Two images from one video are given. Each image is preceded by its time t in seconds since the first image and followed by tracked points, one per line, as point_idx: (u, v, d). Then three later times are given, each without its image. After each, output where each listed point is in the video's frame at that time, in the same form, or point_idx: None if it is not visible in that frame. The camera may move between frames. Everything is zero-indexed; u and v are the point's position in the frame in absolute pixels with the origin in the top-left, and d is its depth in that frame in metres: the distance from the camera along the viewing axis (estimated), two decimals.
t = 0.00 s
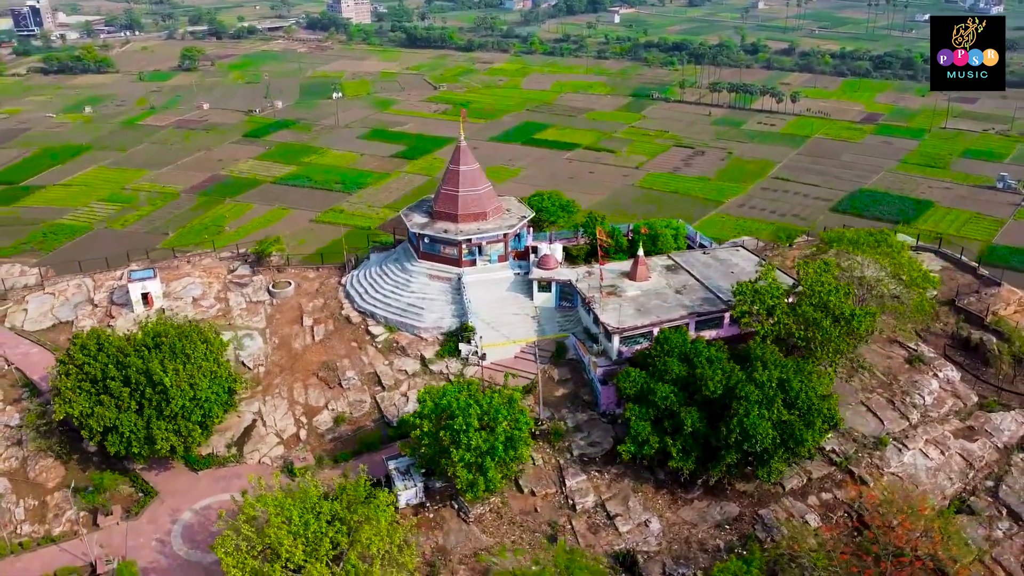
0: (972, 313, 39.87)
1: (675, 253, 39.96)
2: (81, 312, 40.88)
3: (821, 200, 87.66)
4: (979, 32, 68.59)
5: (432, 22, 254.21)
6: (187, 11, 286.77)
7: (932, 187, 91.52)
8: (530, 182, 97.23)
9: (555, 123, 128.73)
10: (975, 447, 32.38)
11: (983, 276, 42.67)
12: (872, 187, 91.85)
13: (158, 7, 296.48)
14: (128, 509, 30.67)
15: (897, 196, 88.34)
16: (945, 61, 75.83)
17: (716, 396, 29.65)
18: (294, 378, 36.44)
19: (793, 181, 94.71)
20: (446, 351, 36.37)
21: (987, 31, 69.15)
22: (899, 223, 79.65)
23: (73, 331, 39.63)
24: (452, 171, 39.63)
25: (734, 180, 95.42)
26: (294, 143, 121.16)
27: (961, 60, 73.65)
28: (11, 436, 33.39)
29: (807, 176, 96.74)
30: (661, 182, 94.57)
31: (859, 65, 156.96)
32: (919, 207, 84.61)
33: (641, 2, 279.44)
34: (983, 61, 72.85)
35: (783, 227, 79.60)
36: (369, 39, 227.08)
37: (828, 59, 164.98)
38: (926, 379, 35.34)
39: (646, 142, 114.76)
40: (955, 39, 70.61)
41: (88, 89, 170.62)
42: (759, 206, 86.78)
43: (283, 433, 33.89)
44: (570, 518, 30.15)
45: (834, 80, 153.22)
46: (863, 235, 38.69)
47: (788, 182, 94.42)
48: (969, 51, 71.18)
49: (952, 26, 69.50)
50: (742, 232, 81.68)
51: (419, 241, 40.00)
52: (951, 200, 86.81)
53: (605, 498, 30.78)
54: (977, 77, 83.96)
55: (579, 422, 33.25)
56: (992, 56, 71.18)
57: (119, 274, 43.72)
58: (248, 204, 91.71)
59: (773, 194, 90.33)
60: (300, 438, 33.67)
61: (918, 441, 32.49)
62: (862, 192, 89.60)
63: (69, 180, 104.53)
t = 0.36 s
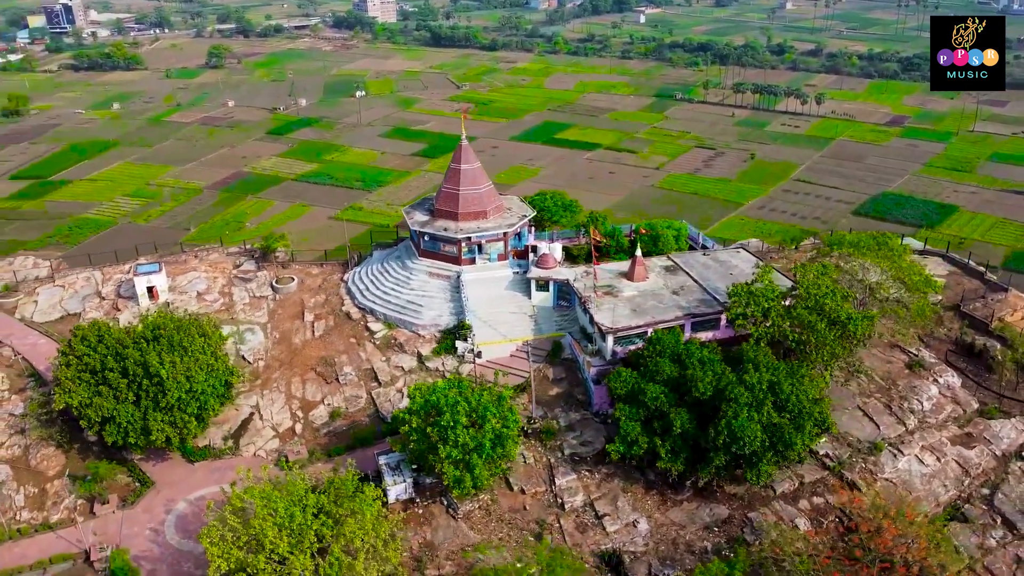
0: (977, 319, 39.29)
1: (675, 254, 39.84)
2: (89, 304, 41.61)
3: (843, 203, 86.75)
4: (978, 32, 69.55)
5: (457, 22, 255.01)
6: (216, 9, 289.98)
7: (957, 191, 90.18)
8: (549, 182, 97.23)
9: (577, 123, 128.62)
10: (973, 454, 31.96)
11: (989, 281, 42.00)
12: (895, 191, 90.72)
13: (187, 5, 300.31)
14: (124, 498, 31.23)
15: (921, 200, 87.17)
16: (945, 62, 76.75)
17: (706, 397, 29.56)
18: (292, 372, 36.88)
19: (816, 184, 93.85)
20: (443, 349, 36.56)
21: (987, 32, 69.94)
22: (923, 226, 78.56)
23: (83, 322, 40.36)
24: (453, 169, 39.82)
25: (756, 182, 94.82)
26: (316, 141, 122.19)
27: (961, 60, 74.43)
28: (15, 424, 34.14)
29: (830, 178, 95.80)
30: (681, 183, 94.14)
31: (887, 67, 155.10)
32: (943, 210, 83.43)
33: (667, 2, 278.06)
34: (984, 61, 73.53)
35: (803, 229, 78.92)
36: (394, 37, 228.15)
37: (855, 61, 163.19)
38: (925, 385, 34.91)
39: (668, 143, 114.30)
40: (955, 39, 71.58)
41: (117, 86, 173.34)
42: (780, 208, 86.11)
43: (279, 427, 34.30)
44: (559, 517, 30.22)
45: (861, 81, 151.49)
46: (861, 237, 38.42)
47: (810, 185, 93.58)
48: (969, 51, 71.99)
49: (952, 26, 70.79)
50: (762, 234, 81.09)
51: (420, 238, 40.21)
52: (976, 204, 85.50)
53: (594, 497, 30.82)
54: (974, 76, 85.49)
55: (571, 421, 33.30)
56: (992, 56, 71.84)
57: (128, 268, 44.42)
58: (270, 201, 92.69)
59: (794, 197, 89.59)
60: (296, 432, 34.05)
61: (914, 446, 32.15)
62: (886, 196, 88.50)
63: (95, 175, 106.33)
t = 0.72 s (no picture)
0: (981, 325, 38.73)
1: (675, 254, 39.73)
2: (97, 297, 42.35)
3: (865, 207, 85.73)
4: (978, 32, 70.79)
5: (483, 21, 255.68)
6: (245, 8, 293.28)
7: (983, 195, 88.71)
8: (568, 182, 97.11)
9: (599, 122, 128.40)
10: (969, 461, 31.56)
11: (997, 286, 41.35)
12: (920, 194, 89.46)
13: (217, 4, 303.91)
14: (121, 488, 31.80)
15: (945, 204, 85.82)
16: (945, 62, 78.08)
17: (696, 399, 29.47)
18: (291, 367, 37.28)
19: (839, 186, 92.88)
20: (439, 346, 36.79)
21: (987, 32, 71.34)
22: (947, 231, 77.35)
23: (93, 314, 41.13)
24: (454, 168, 40.01)
25: (778, 184, 94.10)
26: (339, 139, 123.11)
27: (961, 60, 75.61)
28: (20, 414, 34.94)
29: (854, 181, 94.78)
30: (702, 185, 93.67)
31: (916, 69, 153.07)
32: (967, 215, 82.10)
33: (694, 2, 276.47)
34: (983, 60, 74.88)
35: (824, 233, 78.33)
36: (419, 37, 229.11)
37: (883, 62, 161.24)
38: (925, 391, 34.50)
39: (690, 143, 113.73)
40: (955, 39, 72.77)
41: (146, 83, 176.07)
42: (801, 210, 85.34)
43: (276, 420, 34.69)
44: (547, 515, 30.31)
45: (889, 83, 149.62)
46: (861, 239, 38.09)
47: (833, 187, 92.62)
48: (969, 51, 73.17)
49: (952, 27, 72.02)
50: (781, 236, 80.41)
51: (421, 236, 40.48)
52: (1003, 209, 84.02)
53: (584, 497, 30.84)
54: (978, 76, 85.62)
55: (564, 420, 33.36)
56: (990, 56, 73.24)
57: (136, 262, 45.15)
58: (292, 198, 93.63)
59: (816, 199, 88.76)
60: (292, 425, 34.41)
61: (909, 452, 31.80)
62: (910, 200, 87.27)
63: (122, 171, 108.10)
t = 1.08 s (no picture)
0: (986, 330, 38.21)
1: (675, 256, 39.62)
2: (105, 291, 43.01)
3: (886, 210, 84.74)
4: (978, 32, 70.75)
5: (505, 21, 255.99)
6: (270, 7, 295.82)
7: (1008, 200, 87.27)
8: (585, 182, 96.92)
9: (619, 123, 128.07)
10: (966, 467, 31.21)
11: (1004, 291, 40.72)
12: (943, 198, 88.20)
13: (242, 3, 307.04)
14: (119, 478, 32.32)
15: (968, 208, 84.57)
16: (946, 61, 78.52)
17: (686, 400, 29.39)
18: (290, 362, 37.70)
19: (860, 189, 91.90)
20: (437, 344, 36.99)
21: (987, 32, 71.36)
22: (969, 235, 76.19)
23: (102, 306, 41.81)
24: (455, 167, 40.16)
25: (798, 186, 93.31)
26: (359, 137, 123.84)
27: (961, 60, 76.18)
28: (25, 404, 35.65)
29: (876, 184, 93.74)
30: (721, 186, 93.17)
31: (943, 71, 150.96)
32: (991, 219, 80.76)
33: (719, 2, 274.77)
34: (983, 60, 75.39)
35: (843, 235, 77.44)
36: (442, 36, 229.81)
37: (910, 64, 159.30)
38: (923, 396, 34.17)
39: (710, 144, 113.10)
40: (955, 39, 73.11)
41: (171, 80, 178.17)
42: (821, 213, 84.57)
43: (273, 415, 35.08)
44: (537, 514, 30.39)
45: (914, 85, 147.78)
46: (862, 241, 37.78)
47: (855, 190, 91.63)
48: (969, 51, 73.60)
49: (953, 26, 72.21)
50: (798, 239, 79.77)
51: (421, 234, 40.72)
52: None
53: (574, 496, 30.88)
54: (976, 75, 86.05)
55: (557, 419, 33.48)
56: (991, 55, 73.68)
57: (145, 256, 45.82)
58: (311, 196, 94.39)
59: (836, 202, 87.92)
60: (288, 420, 34.77)
61: (904, 457, 31.52)
62: (933, 203, 86.04)
63: (145, 167, 109.58)
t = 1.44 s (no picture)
0: (989, 335, 37.67)
1: (675, 257, 39.51)
2: (113, 284, 43.66)
3: (908, 213, 83.49)
4: (978, 32, 72.89)
5: (529, 20, 256.16)
6: (297, 6, 298.52)
7: None
8: (604, 183, 96.60)
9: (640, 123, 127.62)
10: (960, 474, 30.85)
11: (1010, 297, 40.11)
12: (968, 202, 86.82)
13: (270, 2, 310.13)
14: (117, 468, 32.90)
15: (993, 212, 83.09)
16: (945, 61, 80.50)
17: (675, 401, 29.36)
18: (289, 356, 38.13)
19: (883, 192, 90.74)
20: (433, 341, 37.20)
21: (987, 32, 72.97)
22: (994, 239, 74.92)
23: (111, 299, 42.49)
24: (456, 165, 40.39)
25: (819, 189, 92.33)
26: (380, 135, 124.46)
27: (960, 60, 78.11)
28: (29, 393, 36.41)
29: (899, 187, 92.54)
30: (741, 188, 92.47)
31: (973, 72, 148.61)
32: (1017, 224, 79.34)
33: (746, 2, 272.70)
34: (983, 60, 77.15)
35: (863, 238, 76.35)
36: (466, 35, 230.30)
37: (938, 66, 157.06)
38: (921, 401, 33.80)
39: (732, 146, 112.33)
40: (956, 39, 75.06)
41: (197, 77, 180.37)
42: (842, 216, 83.62)
43: (270, 409, 35.47)
44: (525, 511, 30.48)
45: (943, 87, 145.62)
46: (862, 244, 37.43)
47: (877, 193, 90.53)
48: (970, 51, 75.47)
49: (953, 26, 74.30)
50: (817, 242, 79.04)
51: (421, 232, 40.97)
52: None
53: (563, 494, 30.94)
54: (974, 77, 88.84)
55: (549, 418, 33.53)
56: (990, 56, 75.48)
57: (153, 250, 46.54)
58: (331, 193, 95.11)
59: (858, 204, 86.92)
60: (285, 414, 35.13)
61: (898, 463, 31.24)
62: (959, 207, 84.68)
63: (168, 163, 111.10)
